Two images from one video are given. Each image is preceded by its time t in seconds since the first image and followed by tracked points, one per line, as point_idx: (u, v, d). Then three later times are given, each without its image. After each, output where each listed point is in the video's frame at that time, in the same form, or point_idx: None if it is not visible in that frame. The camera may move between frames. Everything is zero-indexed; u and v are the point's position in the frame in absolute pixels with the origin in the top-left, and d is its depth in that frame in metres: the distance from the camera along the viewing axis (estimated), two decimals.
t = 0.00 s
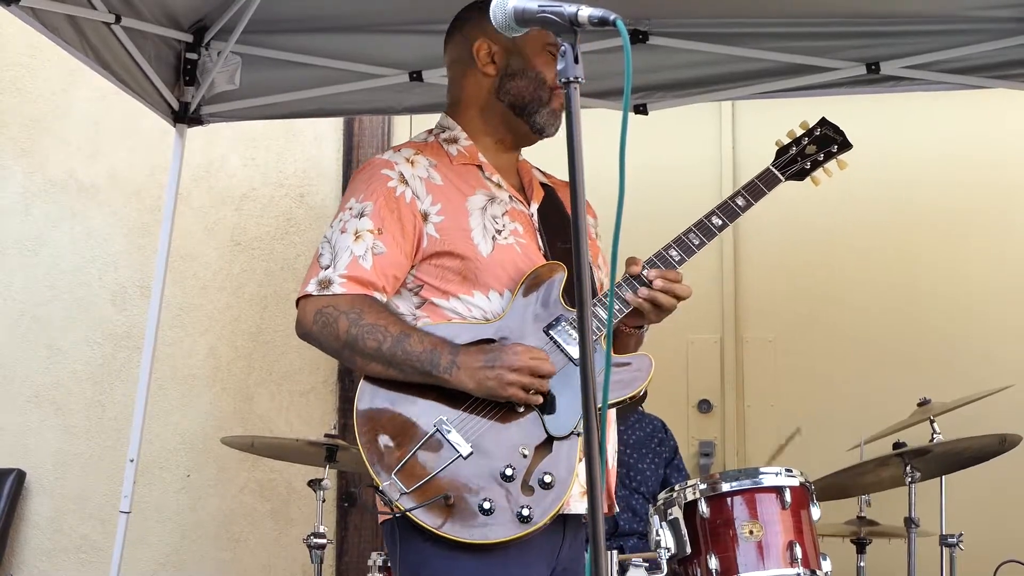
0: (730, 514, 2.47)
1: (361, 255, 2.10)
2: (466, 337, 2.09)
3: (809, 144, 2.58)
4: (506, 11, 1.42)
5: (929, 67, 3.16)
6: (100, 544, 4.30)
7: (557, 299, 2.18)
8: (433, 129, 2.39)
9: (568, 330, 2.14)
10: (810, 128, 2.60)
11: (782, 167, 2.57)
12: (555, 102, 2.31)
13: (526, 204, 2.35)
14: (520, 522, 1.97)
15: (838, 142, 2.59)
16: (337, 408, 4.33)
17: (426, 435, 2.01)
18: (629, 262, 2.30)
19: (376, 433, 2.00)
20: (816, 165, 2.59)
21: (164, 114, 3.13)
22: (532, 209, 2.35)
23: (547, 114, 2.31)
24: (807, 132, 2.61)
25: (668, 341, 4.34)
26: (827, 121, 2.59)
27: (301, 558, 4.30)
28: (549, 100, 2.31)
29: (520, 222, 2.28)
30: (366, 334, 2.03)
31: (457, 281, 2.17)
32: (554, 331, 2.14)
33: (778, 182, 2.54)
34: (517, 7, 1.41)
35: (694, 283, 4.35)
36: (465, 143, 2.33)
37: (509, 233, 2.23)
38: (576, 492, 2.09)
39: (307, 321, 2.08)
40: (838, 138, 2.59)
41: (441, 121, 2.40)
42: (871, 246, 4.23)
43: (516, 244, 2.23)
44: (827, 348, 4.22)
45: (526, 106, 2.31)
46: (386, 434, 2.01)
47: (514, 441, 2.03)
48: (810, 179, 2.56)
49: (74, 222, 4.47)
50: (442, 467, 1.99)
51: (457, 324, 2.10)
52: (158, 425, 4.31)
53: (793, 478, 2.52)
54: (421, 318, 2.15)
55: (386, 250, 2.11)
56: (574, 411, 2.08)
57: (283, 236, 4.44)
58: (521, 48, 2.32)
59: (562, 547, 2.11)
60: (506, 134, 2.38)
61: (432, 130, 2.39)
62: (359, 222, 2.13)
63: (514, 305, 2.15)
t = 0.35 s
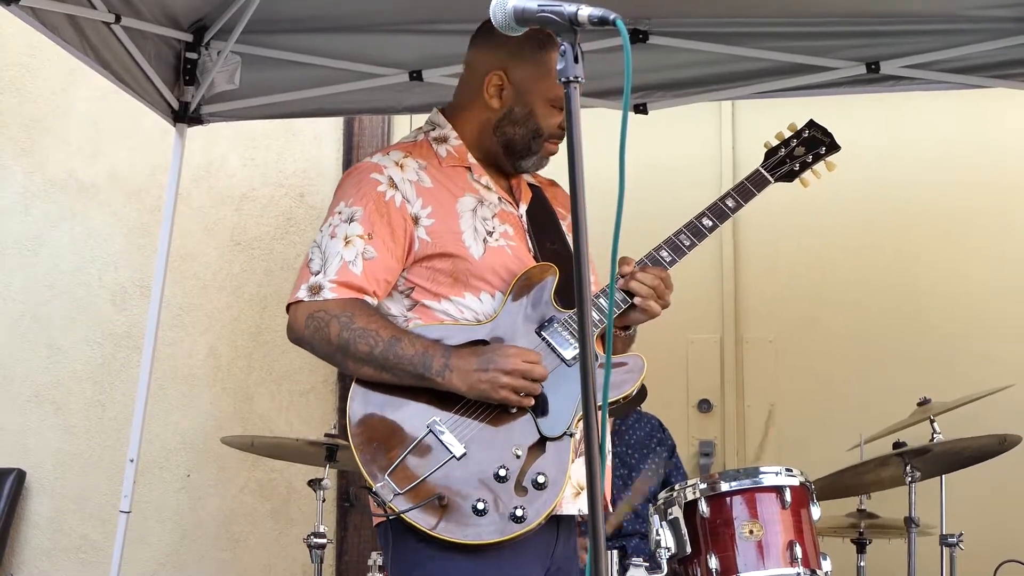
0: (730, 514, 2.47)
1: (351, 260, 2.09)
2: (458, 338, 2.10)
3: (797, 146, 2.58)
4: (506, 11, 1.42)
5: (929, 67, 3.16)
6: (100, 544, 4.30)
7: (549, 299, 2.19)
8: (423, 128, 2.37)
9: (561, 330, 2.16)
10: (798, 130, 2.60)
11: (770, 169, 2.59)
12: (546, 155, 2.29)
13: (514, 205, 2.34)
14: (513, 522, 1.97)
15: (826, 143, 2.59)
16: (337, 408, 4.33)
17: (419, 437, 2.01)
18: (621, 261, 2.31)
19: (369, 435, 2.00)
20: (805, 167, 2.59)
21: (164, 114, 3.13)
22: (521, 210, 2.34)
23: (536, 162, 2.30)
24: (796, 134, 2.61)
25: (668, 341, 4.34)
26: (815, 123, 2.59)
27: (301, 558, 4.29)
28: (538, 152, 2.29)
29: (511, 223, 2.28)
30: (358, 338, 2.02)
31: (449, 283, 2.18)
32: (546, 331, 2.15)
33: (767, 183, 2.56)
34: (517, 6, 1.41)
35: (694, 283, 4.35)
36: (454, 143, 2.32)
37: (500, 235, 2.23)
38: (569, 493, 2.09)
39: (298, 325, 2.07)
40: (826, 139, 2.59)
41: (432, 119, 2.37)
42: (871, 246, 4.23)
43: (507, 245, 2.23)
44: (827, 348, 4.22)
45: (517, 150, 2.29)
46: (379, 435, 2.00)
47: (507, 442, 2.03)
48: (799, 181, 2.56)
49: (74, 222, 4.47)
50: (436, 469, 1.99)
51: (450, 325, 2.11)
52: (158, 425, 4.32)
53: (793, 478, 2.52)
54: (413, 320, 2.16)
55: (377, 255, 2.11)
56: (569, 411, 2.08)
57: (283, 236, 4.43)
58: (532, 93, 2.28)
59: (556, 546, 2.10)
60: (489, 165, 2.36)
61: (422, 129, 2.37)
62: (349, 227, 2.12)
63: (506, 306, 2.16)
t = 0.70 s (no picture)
0: (730, 514, 2.47)
1: (351, 259, 2.09)
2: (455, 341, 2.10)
3: (800, 157, 2.58)
4: (506, 11, 1.42)
5: (929, 67, 3.16)
6: (100, 543, 4.30)
7: (547, 304, 2.19)
8: (422, 124, 2.35)
9: (556, 337, 2.16)
10: (801, 141, 2.60)
11: (773, 179, 2.58)
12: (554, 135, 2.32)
13: (515, 204, 2.33)
14: (507, 529, 1.97)
15: (827, 155, 2.58)
16: (337, 408, 4.33)
17: (414, 440, 2.01)
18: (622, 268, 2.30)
19: (363, 437, 2.00)
20: (807, 178, 2.58)
21: (164, 114, 3.13)
22: (522, 211, 2.33)
23: (544, 144, 2.32)
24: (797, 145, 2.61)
25: (668, 340, 4.34)
26: (817, 134, 2.59)
27: (301, 558, 4.29)
28: (550, 131, 2.31)
29: (511, 225, 2.27)
30: (357, 337, 2.02)
31: (447, 284, 2.17)
32: (543, 338, 2.16)
33: (769, 195, 2.55)
34: (517, 7, 1.41)
35: (694, 283, 4.35)
36: (455, 141, 2.30)
37: (500, 237, 2.22)
38: (562, 499, 2.08)
39: (295, 323, 2.08)
40: (828, 151, 2.59)
41: (431, 115, 2.36)
42: (870, 247, 4.23)
43: (507, 248, 2.22)
44: (827, 347, 4.22)
45: (528, 132, 2.30)
46: (373, 438, 2.00)
47: (502, 448, 2.03)
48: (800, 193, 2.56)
49: (74, 222, 4.47)
50: (429, 473, 1.99)
51: (447, 327, 2.12)
52: (158, 425, 4.32)
53: (793, 478, 2.52)
54: (410, 320, 2.15)
55: (376, 254, 2.10)
56: (564, 419, 2.08)
57: (283, 236, 4.43)
58: (541, 75, 2.28)
59: (548, 549, 2.10)
60: (496, 149, 2.35)
61: (420, 125, 2.35)
62: (348, 225, 2.12)
63: (504, 310, 2.16)
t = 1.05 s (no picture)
0: (730, 514, 2.47)
1: (353, 251, 2.08)
2: (453, 340, 2.08)
3: (807, 159, 2.56)
4: (506, 12, 1.42)
5: (929, 67, 3.16)
6: (100, 544, 4.30)
7: (549, 305, 2.17)
8: (424, 116, 2.36)
9: (557, 337, 2.15)
10: (809, 142, 2.59)
11: (780, 182, 2.55)
12: (553, 111, 2.31)
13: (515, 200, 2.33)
14: (504, 535, 1.97)
15: (835, 157, 2.57)
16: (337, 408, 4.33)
17: (412, 443, 2.00)
18: (624, 270, 2.31)
19: (361, 439, 1.99)
20: (814, 181, 2.56)
21: (164, 114, 3.13)
22: (522, 206, 2.34)
23: (544, 120, 2.31)
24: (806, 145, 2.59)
25: (668, 340, 4.34)
26: (825, 135, 2.58)
27: (301, 558, 4.29)
28: (546, 104, 2.30)
29: (512, 222, 2.27)
30: (357, 339, 2.00)
31: (448, 281, 2.16)
32: (544, 339, 2.14)
33: (776, 198, 2.53)
34: (517, 7, 1.41)
35: (694, 283, 4.35)
36: (457, 134, 2.31)
37: (501, 234, 2.22)
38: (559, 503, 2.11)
39: (294, 317, 2.05)
40: (835, 152, 2.57)
41: (432, 108, 2.37)
42: (871, 247, 4.23)
43: (507, 245, 2.22)
44: (828, 347, 4.22)
45: (525, 106, 2.30)
46: (372, 440, 1.99)
47: (501, 452, 2.03)
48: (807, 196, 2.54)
49: (74, 222, 4.47)
50: (427, 476, 1.98)
51: (446, 326, 2.10)
52: (158, 425, 4.32)
53: (793, 479, 2.52)
54: (408, 316, 2.15)
55: (378, 247, 2.09)
56: (563, 426, 2.07)
57: (283, 236, 4.44)
58: (534, 48, 2.31)
59: (541, 552, 2.09)
60: (496, 130, 2.35)
61: (422, 118, 2.36)
62: (351, 217, 2.10)
63: (505, 309, 2.14)
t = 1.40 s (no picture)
0: (730, 514, 2.47)
1: (358, 252, 1.96)
2: (445, 350, 1.99)
3: (813, 182, 2.57)
4: (506, 11, 1.42)
5: (929, 67, 3.16)
6: (100, 543, 4.30)
7: (543, 319, 2.10)
8: (431, 109, 2.25)
9: (550, 354, 2.07)
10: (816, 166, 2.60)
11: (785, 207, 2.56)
12: (561, 122, 2.24)
13: (516, 203, 2.24)
14: (481, 553, 1.92)
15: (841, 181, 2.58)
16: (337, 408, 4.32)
17: (398, 451, 1.91)
18: (621, 291, 2.28)
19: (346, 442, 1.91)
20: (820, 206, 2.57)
21: (164, 114, 3.13)
22: (522, 209, 2.25)
23: (550, 131, 2.24)
24: (813, 167, 2.60)
25: (668, 340, 4.34)
26: (833, 159, 2.60)
27: (301, 558, 4.27)
28: (556, 116, 2.22)
29: (513, 229, 2.17)
30: (356, 348, 1.91)
31: (445, 285, 2.06)
32: (537, 355, 2.06)
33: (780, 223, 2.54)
34: (517, 6, 1.41)
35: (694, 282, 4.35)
36: (465, 132, 2.20)
37: (503, 242, 2.12)
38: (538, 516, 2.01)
39: (292, 313, 1.93)
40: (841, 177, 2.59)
41: (440, 102, 2.25)
42: (871, 247, 4.23)
43: (509, 254, 2.12)
44: (828, 347, 4.22)
45: (534, 115, 2.22)
46: (358, 448, 1.91)
47: (486, 469, 1.95)
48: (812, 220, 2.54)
49: (74, 221, 4.47)
50: (409, 488, 1.90)
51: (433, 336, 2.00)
52: (158, 425, 4.32)
53: (792, 478, 2.52)
54: (401, 318, 2.04)
55: (383, 248, 1.98)
56: (549, 446, 2.01)
57: (284, 236, 4.44)
58: (549, 54, 2.21)
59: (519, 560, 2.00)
60: (501, 134, 2.25)
61: (429, 109, 2.25)
62: (357, 215, 1.99)
63: (500, 320, 2.06)
